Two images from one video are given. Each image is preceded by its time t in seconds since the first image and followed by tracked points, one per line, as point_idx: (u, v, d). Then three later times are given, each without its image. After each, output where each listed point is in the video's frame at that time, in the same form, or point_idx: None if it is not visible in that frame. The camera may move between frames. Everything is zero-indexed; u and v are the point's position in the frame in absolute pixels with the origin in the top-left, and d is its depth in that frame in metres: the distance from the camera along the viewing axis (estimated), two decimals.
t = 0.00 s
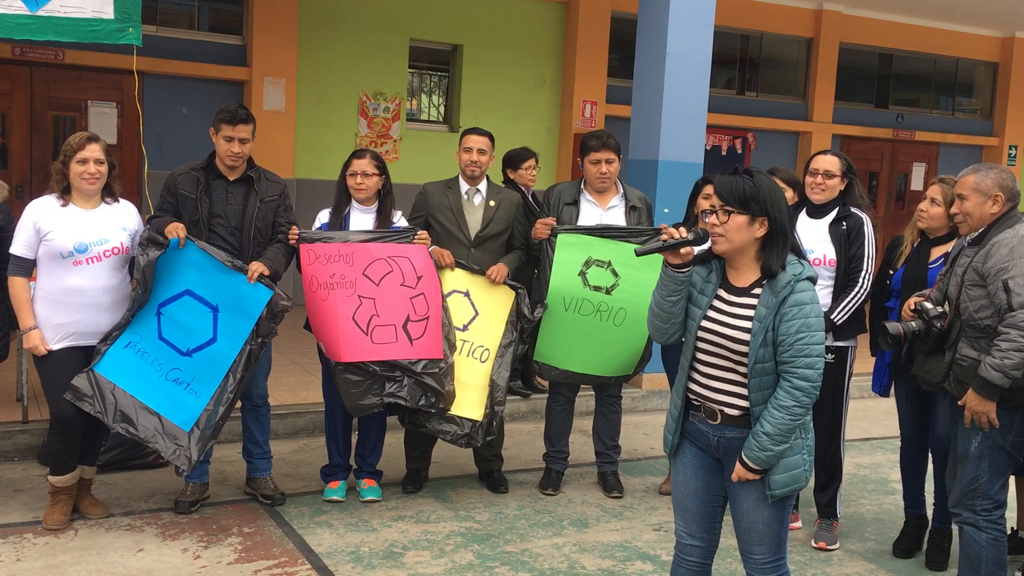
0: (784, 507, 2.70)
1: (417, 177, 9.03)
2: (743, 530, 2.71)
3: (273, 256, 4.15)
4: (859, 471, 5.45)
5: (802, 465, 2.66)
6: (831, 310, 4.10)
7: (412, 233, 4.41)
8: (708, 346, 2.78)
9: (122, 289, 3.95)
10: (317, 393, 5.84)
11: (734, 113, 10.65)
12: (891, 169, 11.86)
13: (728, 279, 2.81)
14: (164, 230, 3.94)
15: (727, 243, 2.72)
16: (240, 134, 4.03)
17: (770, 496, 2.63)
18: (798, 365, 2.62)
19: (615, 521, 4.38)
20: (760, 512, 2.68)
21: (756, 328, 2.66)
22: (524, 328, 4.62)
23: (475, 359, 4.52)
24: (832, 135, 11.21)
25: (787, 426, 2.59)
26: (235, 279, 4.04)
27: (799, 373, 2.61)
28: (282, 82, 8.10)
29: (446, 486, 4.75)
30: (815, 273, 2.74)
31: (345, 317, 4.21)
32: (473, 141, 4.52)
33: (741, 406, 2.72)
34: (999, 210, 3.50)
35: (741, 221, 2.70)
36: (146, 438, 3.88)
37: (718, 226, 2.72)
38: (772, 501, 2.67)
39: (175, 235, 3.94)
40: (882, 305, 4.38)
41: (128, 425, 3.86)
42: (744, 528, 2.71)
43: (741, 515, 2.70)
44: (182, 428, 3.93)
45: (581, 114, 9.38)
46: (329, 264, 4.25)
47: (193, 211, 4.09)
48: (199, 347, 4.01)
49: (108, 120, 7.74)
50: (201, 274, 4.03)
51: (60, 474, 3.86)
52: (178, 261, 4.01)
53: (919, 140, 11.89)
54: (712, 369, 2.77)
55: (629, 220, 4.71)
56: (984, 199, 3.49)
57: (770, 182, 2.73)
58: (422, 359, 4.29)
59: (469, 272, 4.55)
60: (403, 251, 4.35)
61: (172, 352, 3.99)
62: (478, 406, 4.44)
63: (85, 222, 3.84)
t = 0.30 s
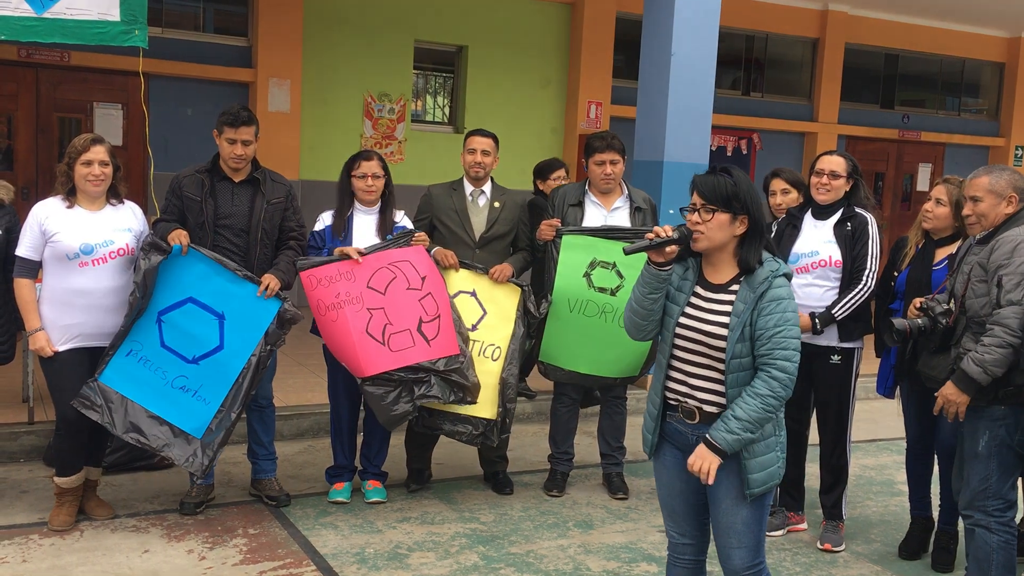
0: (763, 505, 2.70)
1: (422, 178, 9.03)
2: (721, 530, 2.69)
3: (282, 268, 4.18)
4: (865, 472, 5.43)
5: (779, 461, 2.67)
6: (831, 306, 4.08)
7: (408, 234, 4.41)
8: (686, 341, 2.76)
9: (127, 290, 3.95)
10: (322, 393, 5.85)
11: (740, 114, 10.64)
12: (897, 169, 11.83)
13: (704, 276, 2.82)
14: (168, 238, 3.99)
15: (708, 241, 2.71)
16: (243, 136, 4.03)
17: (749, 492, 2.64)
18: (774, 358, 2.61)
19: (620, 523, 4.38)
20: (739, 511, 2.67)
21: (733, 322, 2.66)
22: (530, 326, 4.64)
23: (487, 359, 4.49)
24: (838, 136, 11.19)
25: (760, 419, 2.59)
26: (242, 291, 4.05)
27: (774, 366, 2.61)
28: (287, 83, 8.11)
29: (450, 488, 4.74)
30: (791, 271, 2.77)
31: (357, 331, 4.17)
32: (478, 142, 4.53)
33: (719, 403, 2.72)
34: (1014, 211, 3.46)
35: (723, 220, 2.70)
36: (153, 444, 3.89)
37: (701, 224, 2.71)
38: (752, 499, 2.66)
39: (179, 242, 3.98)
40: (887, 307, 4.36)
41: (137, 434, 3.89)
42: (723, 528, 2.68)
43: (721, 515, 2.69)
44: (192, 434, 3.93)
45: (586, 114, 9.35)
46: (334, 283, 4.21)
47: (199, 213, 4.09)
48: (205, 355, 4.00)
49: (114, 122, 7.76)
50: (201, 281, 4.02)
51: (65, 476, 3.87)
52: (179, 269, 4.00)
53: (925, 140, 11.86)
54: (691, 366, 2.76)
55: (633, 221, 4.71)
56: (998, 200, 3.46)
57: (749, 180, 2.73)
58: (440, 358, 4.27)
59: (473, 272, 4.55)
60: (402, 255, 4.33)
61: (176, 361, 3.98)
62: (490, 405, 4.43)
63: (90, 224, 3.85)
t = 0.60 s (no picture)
0: (756, 499, 2.68)
1: (428, 179, 9.04)
2: (714, 525, 2.65)
3: (293, 264, 4.24)
4: (873, 472, 5.42)
5: (776, 453, 2.67)
6: (842, 309, 4.08)
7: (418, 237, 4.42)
8: (685, 333, 2.76)
9: (136, 292, 3.97)
10: (330, 395, 5.86)
11: (746, 114, 10.62)
12: (904, 168, 11.80)
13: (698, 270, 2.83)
14: (175, 247, 4.01)
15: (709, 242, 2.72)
16: (250, 136, 4.05)
17: (748, 485, 2.63)
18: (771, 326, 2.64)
19: (628, 523, 4.37)
20: (734, 505, 2.64)
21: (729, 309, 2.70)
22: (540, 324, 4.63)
23: (500, 359, 4.49)
24: (844, 135, 11.16)
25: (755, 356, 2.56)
26: (256, 284, 4.10)
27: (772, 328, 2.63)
28: (294, 86, 8.12)
29: (458, 489, 4.75)
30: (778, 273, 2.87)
31: (364, 330, 4.18)
32: (484, 144, 4.53)
33: (716, 398, 2.71)
34: None
35: (722, 220, 2.71)
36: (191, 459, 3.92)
37: (702, 226, 2.71)
38: (747, 492, 2.65)
39: (186, 252, 3.97)
40: (894, 307, 4.35)
41: (177, 450, 3.92)
42: (716, 523, 2.64)
43: (714, 510, 2.66)
44: (231, 441, 3.98)
45: (592, 115, 9.37)
46: (343, 280, 4.25)
47: (209, 216, 4.11)
48: (231, 359, 4.05)
49: (122, 125, 7.79)
50: (213, 289, 4.04)
51: (75, 478, 3.89)
52: (191, 280, 4.01)
53: (932, 140, 11.82)
54: (689, 359, 2.75)
55: (640, 223, 4.71)
56: (1016, 199, 3.46)
57: (742, 177, 2.73)
58: (445, 360, 4.21)
59: (481, 273, 4.56)
60: (412, 256, 4.33)
61: (201, 370, 4.01)
62: (504, 406, 4.42)
63: (98, 227, 3.87)
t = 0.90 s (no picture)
0: (765, 504, 2.68)
1: (435, 180, 9.05)
2: (721, 530, 2.64)
3: (305, 259, 4.26)
4: (883, 472, 5.40)
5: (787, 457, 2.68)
6: (849, 310, 4.07)
7: (445, 238, 4.41)
8: (695, 339, 2.74)
9: (146, 294, 3.98)
10: (339, 396, 5.88)
11: (753, 113, 10.60)
12: (913, 167, 11.75)
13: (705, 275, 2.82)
14: (189, 261, 4.07)
15: (720, 243, 2.72)
16: (261, 135, 4.06)
17: (761, 490, 2.63)
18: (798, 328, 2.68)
19: (637, 524, 4.37)
20: (741, 509, 2.64)
21: (744, 312, 2.68)
22: (549, 325, 4.61)
23: (510, 358, 4.48)
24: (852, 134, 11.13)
25: (791, 362, 2.59)
26: (273, 282, 4.13)
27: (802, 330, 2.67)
28: (301, 87, 8.13)
29: (467, 489, 4.75)
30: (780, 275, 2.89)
31: (351, 321, 4.27)
32: (490, 145, 4.54)
33: (727, 403, 2.70)
34: None
35: (733, 221, 2.72)
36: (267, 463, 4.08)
37: (715, 226, 2.71)
38: (756, 498, 2.65)
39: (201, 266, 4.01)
40: (904, 308, 4.33)
41: (247, 456, 4.06)
42: (723, 528, 2.64)
43: (721, 513, 2.66)
44: (295, 434, 4.14)
45: (599, 116, 9.34)
46: (344, 267, 4.30)
47: (220, 219, 4.13)
48: (272, 359, 4.14)
49: (130, 127, 7.81)
50: (237, 297, 4.10)
51: (85, 479, 3.90)
52: (208, 295, 4.06)
53: (941, 138, 11.77)
54: (703, 363, 2.73)
55: (648, 223, 4.71)
56: None
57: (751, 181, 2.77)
58: (422, 370, 4.26)
59: (489, 273, 4.53)
60: (420, 261, 4.34)
61: (247, 376, 4.10)
62: (516, 406, 4.41)
63: (106, 229, 3.88)
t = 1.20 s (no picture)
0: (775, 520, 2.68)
1: (437, 182, 9.04)
2: (730, 545, 2.65)
3: (312, 254, 4.28)
4: (886, 473, 5.39)
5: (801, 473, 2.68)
6: (853, 311, 4.02)
7: (450, 256, 4.41)
8: (708, 348, 2.73)
9: (146, 296, 3.98)
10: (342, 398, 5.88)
11: (755, 114, 10.59)
12: (915, 168, 11.73)
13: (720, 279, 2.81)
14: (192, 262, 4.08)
15: (737, 243, 2.70)
16: (261, 131, 4.07)
17: (777, 508, 2.63)
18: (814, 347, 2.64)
19: (640, 525, 4.36)
20: (752, 525, 2.64)
21: (762, 325, 2.66)
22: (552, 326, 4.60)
23: (510, 359, 4.46)
24: (855, 135, 11.12)
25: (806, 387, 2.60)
26: (279, 278, 4.13)
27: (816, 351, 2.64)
28: (303, 89, 8.13)
29: (470, 491, 4.75)
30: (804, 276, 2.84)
31: (348, 320, 4.29)
32: (491, 146, 4.54)
33: (739, 416, 2.68)
34: None
35: (750, 221, 2.71)
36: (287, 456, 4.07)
37: (731, 226, 2.69)
38: (766, 514, 2.65)
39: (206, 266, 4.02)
40: (907, 310, 4.31)
41: (267, 451, 4.06)
42: (733, 543, 2.65)
43: (731, 530, 2.66)
44: (313, 428, 4.14)
45: (601, 117, 9.34)
46: (348, 267, 4.31)
47: (223, 219, 4.13)
48: (284, 355, 4.15)
49: (132, 129, 7.82)
50: (244, 296, 4.10)
51: (87, 481, 3.90)
52: (215, 294, 4.07)
53: (944, 139, 11.74)
54: (716, 374, 2.72)
55: (650, 223, 4.72)
56: None
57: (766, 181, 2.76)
58: (411, 380, 4.25)
59: (489, 274, 4.51)
60: (424, 271, 4.33)
61: (259, 373, 4.11)
62: (515, 407, 4.41)
63: (107, 231, 3.88)
